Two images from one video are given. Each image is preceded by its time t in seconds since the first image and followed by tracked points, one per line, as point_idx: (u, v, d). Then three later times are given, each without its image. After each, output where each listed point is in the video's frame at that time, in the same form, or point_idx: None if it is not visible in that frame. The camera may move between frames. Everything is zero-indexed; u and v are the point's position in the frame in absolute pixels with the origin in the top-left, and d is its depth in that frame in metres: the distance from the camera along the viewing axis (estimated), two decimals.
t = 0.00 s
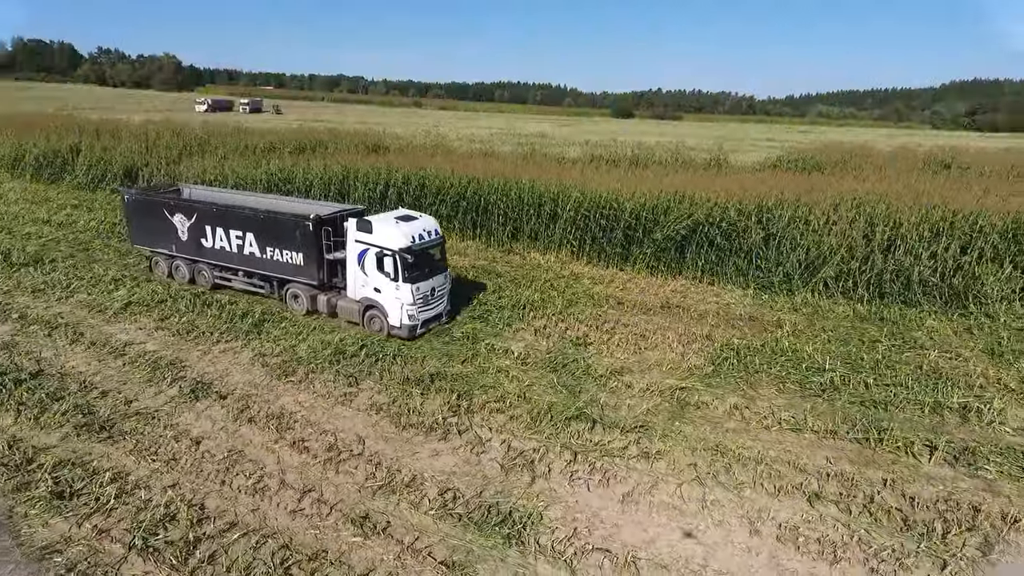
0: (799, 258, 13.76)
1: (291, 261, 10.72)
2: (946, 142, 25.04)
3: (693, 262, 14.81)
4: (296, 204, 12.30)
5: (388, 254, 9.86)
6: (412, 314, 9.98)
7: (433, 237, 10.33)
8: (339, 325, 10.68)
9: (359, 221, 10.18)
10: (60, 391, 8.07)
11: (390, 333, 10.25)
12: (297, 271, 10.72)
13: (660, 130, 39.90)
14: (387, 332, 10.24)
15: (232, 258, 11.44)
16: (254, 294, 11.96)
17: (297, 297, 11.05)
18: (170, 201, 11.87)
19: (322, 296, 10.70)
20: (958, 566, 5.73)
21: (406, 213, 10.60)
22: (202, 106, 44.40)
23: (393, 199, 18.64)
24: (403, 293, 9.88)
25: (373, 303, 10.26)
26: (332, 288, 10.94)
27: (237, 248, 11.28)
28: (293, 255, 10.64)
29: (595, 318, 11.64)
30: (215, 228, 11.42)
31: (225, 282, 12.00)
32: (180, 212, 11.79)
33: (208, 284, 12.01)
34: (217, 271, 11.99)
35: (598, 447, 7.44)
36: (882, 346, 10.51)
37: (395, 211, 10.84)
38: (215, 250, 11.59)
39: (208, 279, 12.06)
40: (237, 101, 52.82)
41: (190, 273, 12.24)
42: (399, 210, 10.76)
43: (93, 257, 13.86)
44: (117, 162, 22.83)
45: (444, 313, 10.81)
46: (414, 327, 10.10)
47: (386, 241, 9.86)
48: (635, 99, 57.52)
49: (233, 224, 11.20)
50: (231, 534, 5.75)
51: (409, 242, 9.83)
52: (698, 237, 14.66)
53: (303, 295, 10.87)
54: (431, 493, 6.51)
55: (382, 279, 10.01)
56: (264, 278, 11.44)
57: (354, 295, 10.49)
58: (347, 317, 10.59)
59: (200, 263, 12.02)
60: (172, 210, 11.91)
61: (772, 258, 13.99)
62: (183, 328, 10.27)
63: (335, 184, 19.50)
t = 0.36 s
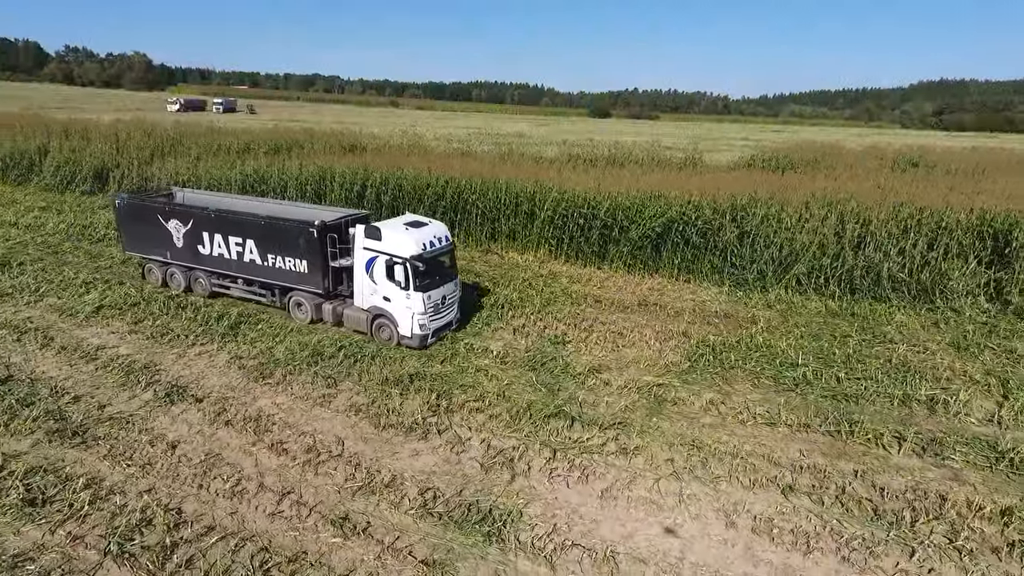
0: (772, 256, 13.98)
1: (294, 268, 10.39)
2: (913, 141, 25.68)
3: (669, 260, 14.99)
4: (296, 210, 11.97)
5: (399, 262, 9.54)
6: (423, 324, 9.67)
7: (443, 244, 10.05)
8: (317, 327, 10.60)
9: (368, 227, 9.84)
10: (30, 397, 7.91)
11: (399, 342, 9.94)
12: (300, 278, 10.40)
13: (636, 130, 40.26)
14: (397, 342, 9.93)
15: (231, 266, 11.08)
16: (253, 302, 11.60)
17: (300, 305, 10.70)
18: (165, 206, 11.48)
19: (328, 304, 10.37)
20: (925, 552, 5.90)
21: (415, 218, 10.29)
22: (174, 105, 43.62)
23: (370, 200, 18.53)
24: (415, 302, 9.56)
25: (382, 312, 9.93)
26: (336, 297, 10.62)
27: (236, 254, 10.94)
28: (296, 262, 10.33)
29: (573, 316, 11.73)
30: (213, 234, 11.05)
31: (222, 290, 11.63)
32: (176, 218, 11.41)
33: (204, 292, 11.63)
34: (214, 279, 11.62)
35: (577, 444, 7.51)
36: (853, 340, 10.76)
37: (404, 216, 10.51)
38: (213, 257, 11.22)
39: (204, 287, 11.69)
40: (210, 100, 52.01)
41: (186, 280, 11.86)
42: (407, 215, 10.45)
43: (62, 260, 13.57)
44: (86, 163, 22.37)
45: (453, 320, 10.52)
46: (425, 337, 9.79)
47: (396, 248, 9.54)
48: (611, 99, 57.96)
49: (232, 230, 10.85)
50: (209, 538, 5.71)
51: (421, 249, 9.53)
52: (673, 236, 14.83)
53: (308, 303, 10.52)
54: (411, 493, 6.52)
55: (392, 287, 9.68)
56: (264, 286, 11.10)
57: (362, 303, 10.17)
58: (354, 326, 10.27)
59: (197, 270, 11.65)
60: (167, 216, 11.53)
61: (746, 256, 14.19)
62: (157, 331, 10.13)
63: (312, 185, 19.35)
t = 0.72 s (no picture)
0: (750, 254, 14.21)
1: (306, 277, 10.09)
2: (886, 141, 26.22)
3: (648, 258, 15.16)
4: (306, 215, 11.65)
5: (418, 268, 9.27)
6: (443, 332, 9.37)
7: (463, 249, 9.78)
8: (300, 329, 10.57)
9: (385, 232, 9.58)
10: (6, 401, 7.82)
11: (419, 351, 9.65)
12: (312, 287, 10.10)
13: (616, 130, 40.57)
14: (416, 350, 9.64)
15: (238, 273, 10.77)
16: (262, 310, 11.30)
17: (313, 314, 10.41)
18: (168, 212, 11.14)
19: (343, 313, 10.12)
20: (896, 540, 6.08)
21: (433, 223, 10.03)
22: (150, 105, 42.99)
23: (351, 200, 18.48)
24: (435, 309, 9.27)
25: (400, 320, 9.65)
26: (350, 305, 10.34)
27: (245, 262, 10.62)
28: (309, 270, 10.01)
29: (555, 315, 11.84)
30: (221, 240, 10.72)
31: (230, 298, 11.33)
32: (181, 224, 11.06)
33: (211, 299, 11.34)
34: (221, 287, 11.30)
35: (559, 441, 7.61)
36: (828, 336, 11.00)
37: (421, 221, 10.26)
38: (220, 264, 10.90)
39: (210, 295, 11.38)
40: (187, 100, 51.37)
41: (190, 288, 11.53)
42: (424, 220, 10.19)
43: (37, 263, 13.37)
44: (60, 164, 21.97)
45: (474, 328, 10.21)
46: (446, 345, 9.50)
47: (416, 254, 9.26)
48: (591, 99, 58.31)
49: (240, 237, 10.53)
50: (191, 539, 5.71)
51: (441, 254, 9.25)
52: (651, 235, 15.02)
53: (321, 312, 10.23)
54: (394, 491, 6.56)
55: (412, 294, 9.39)
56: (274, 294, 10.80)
57: (379, 311, 9.88)
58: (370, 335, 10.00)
59: (203, 278, 11.33)
60: (171, 222, 11.18)
61: (724, 254, 14.41)
62: (137, 334, 10.04)
63: (292, 186, 19.25)
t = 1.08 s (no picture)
0: (730, 251, 14.39)
1: (319, 284, 9.82)
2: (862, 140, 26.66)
3: (630, 257, 15.31)
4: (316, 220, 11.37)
5: (437, 272, 9.08)
6: (464, 337, 9.19)
7: (481, 252, 9.59)
8: (284, 329, 10.54)
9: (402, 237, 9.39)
10: None
11: (439, 357, 9.46)
12: (325, 294, 9.83)
13: (598, 130, 40.81)
14: (436, 357, 9.45)
15: (247, 280, 10.49)
16: (270, 317, 11.03)
17: (327, 323, 10.12)
18: (175, 217, 10.86)
19: (357, 321, 9.86)
20: (871, 528, 6.24)
21: (450, 226, 9.83)
22: (127, 106, 42.35)
23: (333, 201, 18.43)
24: (455, 314, 9.09)
25: (419, 326, 9.46)
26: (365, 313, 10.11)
27: (255, 268, 10.34)
28: (322, 277, 9.74)
29: (538, 313, 11.93)
30: (229, 246, 10.44)
31: (237, 305, 11.04)
32: (187, 229, 10.78)
33: (218, 307, 11.03)
34: (229, 293, 11.01)
35: (542, 437, 7.69)
36: (806, 332, 11.20)
37: (436, 225, 10.07)
38: (228, 270, 10.61)
39: (217, 302, 11.09)
40: (164, 101, 50.67)
41: (196, 295, 11.25)
42: (441, 223, 9.99)
43: (13, 266, 13.16)
44: (35, 164, 21.59)
45: (493, 333, 10.03)
46: (466, 351, 9.32)
47: (434, 258, 9.06)
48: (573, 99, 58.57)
49: (249, 243, 10.25)
50: (175, 540, 5.70)
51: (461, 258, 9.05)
52: (631, 234, 15.20)
53: (336, 321, 9.95)
54: (379, 489, 6.60)
55: (431, 299, 9.20)
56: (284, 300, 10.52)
57: (397, 318, 9.67)
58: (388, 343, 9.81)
59: (209, 284, 11.04)
60: (177, 227, 10.89)
61: (704, 252, 14.59)
62: (117, 336, 9.94)
63: (273, 186, 19.15)
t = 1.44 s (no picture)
0: (704, 248, 14.60)
1: (334, 289, 9.53)
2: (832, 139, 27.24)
3: (607, 253, 15.48)
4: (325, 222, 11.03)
5: (461, 279, 8.78)
6: (486, 345, 8.97)
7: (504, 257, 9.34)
8: (261, 329, 10.51)
9: (422, 241, 9.05)
10: None
11: (460, 366, 9.22)
12: (340, 299, 9.55)
13: (575, 129, 41.07)
14: (457, 365, 9.21)
15: (256, 286, 10.13)
16: (279, 324, 10.68)
17: (341, 328, 9.83)
18: (178, 221, 10.44)
19: (373, 328, 9.62)
20: (840, 513, 6.44)
21: (471, 230, 9.53)
22: (96, 105, 41.52)
23: (310, 201, 18.33)
24: (478, 321, 8.85)
25: (439, 334, 9.19)
26: (381, 318, 9.82)
27: (264, 273, 9.98)
28: (337, 282, 9.45)
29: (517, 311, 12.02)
30: (236, 250, 10.07)
31: (244, 312, 10.68)
32: (191, 233, 10.37)
33: (224, 314, 10.66)
34: (235, 300, 10.64)
35: (521, 431, 7.78)
36: (778, 325, 11.47)
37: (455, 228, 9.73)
38: (235, 276, 10.24)
39: (222, 308, 10.71)
40: (134, 100, 49.74)
41: (200, 301, 10.85)
42: (461, 227, 9.69)
43: None
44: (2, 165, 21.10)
45: (511, 340, 9.84)
46: (488, 359, 9.09)
47: (458, 264, 8.76)
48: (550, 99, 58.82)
49: (259, 247, 9.90)
50: (154, 539, 5.68)
51: (486, 264, 8.77)
52: (607, 232, 15.40)
53: (350, 327, 9.65)
54: (359, 485, 6.63)
55: (454, 306, 8.93)
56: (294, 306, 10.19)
57: (416, 324, 9.39)
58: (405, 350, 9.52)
59: (215, 290, 10.65)
60: (180, 231, 10.47)
61: (679, 249, 14.80)
62: (90, 338, 9.81)
63: (247, 186, 18.99)
